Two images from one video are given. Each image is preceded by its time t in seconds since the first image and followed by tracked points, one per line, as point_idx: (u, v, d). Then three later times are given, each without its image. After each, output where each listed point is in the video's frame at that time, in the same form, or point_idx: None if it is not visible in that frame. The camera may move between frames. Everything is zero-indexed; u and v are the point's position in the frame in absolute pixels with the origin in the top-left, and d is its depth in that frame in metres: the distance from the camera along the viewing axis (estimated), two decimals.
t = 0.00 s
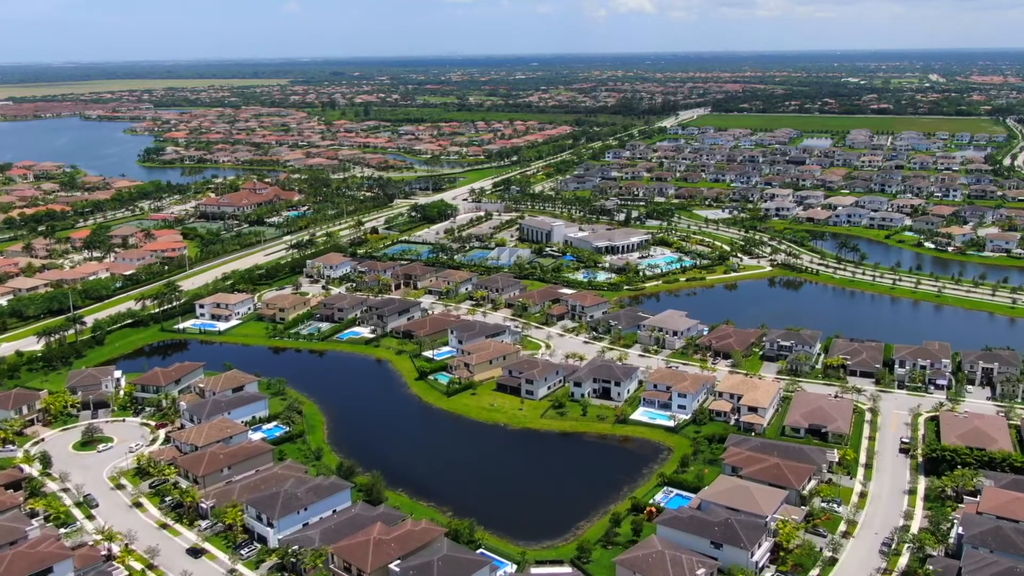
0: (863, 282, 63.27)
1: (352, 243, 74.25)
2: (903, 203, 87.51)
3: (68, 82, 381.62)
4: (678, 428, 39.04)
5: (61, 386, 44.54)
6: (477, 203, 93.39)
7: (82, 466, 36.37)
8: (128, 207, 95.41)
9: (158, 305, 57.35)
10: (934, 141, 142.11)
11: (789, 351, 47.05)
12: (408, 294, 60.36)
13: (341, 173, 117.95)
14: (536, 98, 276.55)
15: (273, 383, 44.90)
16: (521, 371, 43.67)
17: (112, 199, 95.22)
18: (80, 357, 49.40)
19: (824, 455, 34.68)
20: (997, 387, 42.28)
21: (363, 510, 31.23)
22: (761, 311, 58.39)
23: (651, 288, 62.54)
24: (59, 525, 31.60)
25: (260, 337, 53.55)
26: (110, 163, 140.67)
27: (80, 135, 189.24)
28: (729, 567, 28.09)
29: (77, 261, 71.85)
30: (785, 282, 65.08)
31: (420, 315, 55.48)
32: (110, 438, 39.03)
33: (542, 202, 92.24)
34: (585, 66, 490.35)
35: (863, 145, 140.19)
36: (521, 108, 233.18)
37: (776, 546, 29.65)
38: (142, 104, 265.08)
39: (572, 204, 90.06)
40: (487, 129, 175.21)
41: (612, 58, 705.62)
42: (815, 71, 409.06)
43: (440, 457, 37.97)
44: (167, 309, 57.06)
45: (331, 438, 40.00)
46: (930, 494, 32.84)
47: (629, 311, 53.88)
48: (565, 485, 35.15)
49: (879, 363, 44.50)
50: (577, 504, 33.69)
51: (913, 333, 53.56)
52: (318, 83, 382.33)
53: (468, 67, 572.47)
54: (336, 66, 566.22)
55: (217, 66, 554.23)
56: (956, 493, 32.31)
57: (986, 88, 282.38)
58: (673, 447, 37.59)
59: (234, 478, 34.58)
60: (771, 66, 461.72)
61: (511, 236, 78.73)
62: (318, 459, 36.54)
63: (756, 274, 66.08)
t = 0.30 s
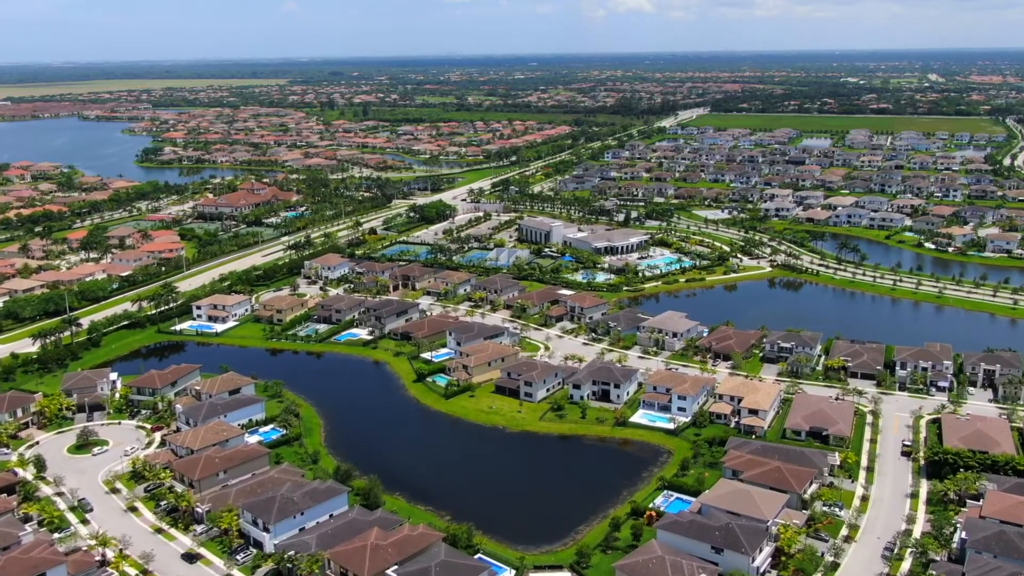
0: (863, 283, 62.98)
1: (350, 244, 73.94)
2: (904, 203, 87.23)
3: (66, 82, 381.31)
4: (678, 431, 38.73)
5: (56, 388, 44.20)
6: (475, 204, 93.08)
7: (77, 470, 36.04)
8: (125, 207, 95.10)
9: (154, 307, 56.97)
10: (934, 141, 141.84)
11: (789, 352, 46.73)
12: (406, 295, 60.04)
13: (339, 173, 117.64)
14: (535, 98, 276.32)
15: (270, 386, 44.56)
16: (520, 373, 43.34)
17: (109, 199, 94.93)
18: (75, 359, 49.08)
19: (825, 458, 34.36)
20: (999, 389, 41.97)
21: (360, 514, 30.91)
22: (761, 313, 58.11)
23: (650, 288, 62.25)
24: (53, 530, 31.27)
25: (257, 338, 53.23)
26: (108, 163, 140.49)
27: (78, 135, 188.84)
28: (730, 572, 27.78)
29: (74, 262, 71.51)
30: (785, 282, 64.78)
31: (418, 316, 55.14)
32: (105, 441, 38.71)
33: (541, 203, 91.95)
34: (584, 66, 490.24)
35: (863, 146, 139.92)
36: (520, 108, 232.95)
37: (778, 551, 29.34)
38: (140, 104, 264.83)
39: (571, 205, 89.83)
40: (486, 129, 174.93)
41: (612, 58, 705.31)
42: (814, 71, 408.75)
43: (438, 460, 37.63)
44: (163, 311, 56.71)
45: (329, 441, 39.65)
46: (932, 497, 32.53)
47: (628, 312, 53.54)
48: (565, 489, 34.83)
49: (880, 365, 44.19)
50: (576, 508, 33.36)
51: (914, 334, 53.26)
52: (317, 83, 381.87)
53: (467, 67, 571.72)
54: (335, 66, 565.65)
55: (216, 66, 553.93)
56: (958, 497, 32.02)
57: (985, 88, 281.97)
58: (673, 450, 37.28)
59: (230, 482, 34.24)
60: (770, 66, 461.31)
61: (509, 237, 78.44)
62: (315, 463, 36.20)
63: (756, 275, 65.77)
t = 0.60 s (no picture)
0: (864, 283, 62.69)
1: (347, 244, 73.66)
2: (904, 203, 86.98)
3: (64, 82, 381.18)
4: (678, 434, 38.42)
5: (51, 391, 43.85)
6: (474, 204, 92.80)
7: (72, 474, 35.69)
8: (123, 208, 94.83)
9: (151, 308, 56.61)
10: (933, 141, 141.60)
11: (789, 354, 46.43)
12: (404, 296, 59.71)
13: (337, 173, 117.41)
14: (533, 98, 276.09)
15: (267, 388, 44.22)
16: (518, 375, 42.99)
17: (107, 199, 94.60)
18: (71, 361, 48.72)
19: (826, 461, 34.04)
20: (1001, 391, 41.68)
21: (357, 519, 30.59)
22: (761, 313, 57.83)
23: (650, 289, 61.99)
24: (46, 535, 30.91)
25: (254, 340, 52.90)
26: (105, 163, 140.24)
27: (76, 135, 188.64)
28: None
29: (70, 263, 71.15)
30: (786, 283, 64.52)
31: (416, 318, 54.79)
32: (100, 445, 38.38)
33: (540, 203, 91.64)
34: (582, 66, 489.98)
35: (862, 146, 139.68)
36: (519, 108, 232.84)
37: (779, 555, 29.05)
38: (138, 104, 264.64)
39: (570, 205, 89.57)
40: (485, 129, 174.64)
41: (610, 58, 705.04)
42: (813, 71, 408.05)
43: (437, 463, 37.29)
44: (160, 312, 56.37)
45: (326, 444, 39.34)
46: (935, 501, 32.23)
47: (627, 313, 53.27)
48: (564, 492, 34.51)
49: (881, 367, 43.89)
50: (576, 511, 33.07)
51: (915, 336, 52.96)
52: (315, 83, 381.48)
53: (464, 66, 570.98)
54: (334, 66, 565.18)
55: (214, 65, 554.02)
56: (961, 500, 31.73)
57: (985, 87, 281.45)
58: (673, 453, 36.98)
59: (226, 486, 33.90)
60: (770, 66, 460.97)
61: (508, 237, 78.14)
62: (312, 466, 35.88)
63: (756, 275, 65.50)
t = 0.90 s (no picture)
0: (864, 284, 62.40)
1: (346, 245, 73.33)
2: (904, 204, 86.74)
3: (62, 82, 380.54)
4: (678, 436, 38.11)
5: (46, 393, 43.53)
6: (473, 205, 92.49)
7: (66, 478, 35.36)
8: (120, 209, 94.45)
9: (147, 310, 56.21)
10: (933, 141, 141.35)
11: (790, 356, 46.10)
12: (403, 297, 59.37)
13: (336, 174, 117.12)
14: (532, 98, 275.76)
15: (263, 391, 43.88)
16: (517, 378, 42.68)
17: (104, 200, 94.20)
18: (67, 363, 48.41)
19: (828, 465, 33.72)
20: (1003, 393, 41.41)
21: (354, 523, 30.26)
22: (761, 314, 57.53)
23: (649, 290, 61.70)
24: (40, 540, 30.60)
25: (251, 342, 52.57)
26: (103, 163, 139.79)
27: (73, 136, 188.23)
28: None
29: (67, 264, 70.78)
30: (786, 284, 64.22)
31: (415, 319, 54.44)
32: (95, 448, 38.05)
33: (539, 204, 91.27)
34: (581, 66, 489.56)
35: (861, 146, 139.46)
36: (517, 108, 232.55)
37: (780, 560, 28.73)
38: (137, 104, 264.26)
39: (569, 205, 89.27)
40: (484, 130, 174.32)
41: (609, 58, 704.55)
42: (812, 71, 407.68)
43: (435, 467, 36.97)
44: (157, 314, 56.00)
45: (323, 447, 39.00)
46: (937, 505, 31.94)
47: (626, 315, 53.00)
48: (563, 496, 34.19)
49: (882, 368, 43.59)
50: (574, 515, 32.74)
51: (916, 337, 52.66)
52: (314, 83, 381.01)
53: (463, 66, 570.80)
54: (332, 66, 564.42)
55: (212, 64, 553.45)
56: (963, 504, 31.44)
57: (984, 87, 280.99)
58: (673, 456, 36.67)
59: (222, 490, 33.58)
60: (768, 66, 460.54)
61: (507, 238, 77.77)
62: (308, 470, 35.55)
63: (756, 276, 65.23)
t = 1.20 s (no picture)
0: (865, 285, 62.14)
1: (343, 246, 73.00)
2: (903, 204, 86.51)
3: (60, 82, 380.14)
4: (678, 439, 37.80)
5: (41, 396, 43.18)
6: (471, 205, 92.15)
7: (60, 482, 35.01)
8: (117, 209, 94.03)
9: (144, 311, 55.87)
10: (933, 141, 141.04)
11: (790, 358, 45.75)
12: (401, 299, 59.03)
13: (334, 174, 116.77)
14: (531, 98, 275.43)
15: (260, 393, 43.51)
16: (516, 380, 42.33)
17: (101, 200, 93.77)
18: (62, 366, 48.07)
19: (829, 468, 33.41)
20: (1005, 395, 41.11)
21: (351, 528, 29.93)
22: (761, 316, 57.27)
23: (648, 291, 61.43)
24: (33, 545, 30.25)
25: (248, 343, 52.22)
26: (100, 164, 139.28)
27: (71, 136, 187.74)
28: None
29: (63, 265, 70.36)
30: (785, 285, 63.97)
31: (413, 321, 54.08)
32: (90, 451, 37.71)
33: (538, 205, 90.96)
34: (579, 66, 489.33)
35: (861, 146, 139.19)
36: (516, 108, 232.21)
37: (781, 566, 28.40)
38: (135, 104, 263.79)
39: (568, 206, 88.97)
40: (483, 130, 173.98)
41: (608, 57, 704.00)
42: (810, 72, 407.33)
43: (433, 470, 36.64)
44: (153, 315, 55.65)
45: (320, 450, 38.65)
46: (940, 509, 31.64)
47: (626, 316, 52.64)
48: (562, 500, 33.86)
49: (883, 370, 43.28)
50: (574, 519, 32.43)
51: (916, 339, 52.36)
52: (312, 83, 380.52)
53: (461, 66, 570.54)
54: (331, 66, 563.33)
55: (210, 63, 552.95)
56: (967, 508, 31.11)
57: (983, 87, 280.42)
58: (673, 459, 36.37)
59: (217, 495, 33.23)
60: (767, 66, 459.91)
61: (505, 239, 77.43)
62: (305, 473, 35.23)
63: (755, 277, 64.94)
